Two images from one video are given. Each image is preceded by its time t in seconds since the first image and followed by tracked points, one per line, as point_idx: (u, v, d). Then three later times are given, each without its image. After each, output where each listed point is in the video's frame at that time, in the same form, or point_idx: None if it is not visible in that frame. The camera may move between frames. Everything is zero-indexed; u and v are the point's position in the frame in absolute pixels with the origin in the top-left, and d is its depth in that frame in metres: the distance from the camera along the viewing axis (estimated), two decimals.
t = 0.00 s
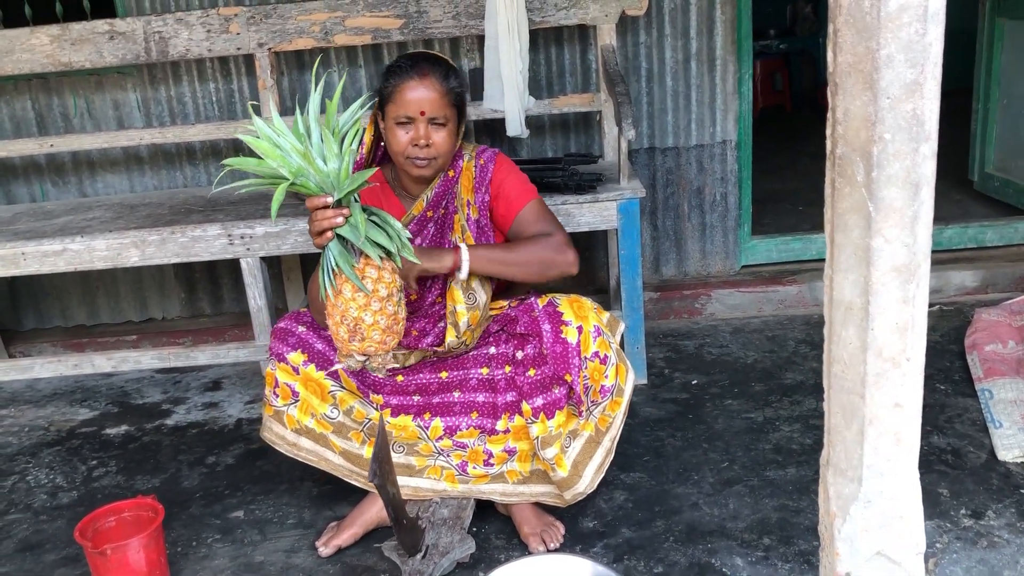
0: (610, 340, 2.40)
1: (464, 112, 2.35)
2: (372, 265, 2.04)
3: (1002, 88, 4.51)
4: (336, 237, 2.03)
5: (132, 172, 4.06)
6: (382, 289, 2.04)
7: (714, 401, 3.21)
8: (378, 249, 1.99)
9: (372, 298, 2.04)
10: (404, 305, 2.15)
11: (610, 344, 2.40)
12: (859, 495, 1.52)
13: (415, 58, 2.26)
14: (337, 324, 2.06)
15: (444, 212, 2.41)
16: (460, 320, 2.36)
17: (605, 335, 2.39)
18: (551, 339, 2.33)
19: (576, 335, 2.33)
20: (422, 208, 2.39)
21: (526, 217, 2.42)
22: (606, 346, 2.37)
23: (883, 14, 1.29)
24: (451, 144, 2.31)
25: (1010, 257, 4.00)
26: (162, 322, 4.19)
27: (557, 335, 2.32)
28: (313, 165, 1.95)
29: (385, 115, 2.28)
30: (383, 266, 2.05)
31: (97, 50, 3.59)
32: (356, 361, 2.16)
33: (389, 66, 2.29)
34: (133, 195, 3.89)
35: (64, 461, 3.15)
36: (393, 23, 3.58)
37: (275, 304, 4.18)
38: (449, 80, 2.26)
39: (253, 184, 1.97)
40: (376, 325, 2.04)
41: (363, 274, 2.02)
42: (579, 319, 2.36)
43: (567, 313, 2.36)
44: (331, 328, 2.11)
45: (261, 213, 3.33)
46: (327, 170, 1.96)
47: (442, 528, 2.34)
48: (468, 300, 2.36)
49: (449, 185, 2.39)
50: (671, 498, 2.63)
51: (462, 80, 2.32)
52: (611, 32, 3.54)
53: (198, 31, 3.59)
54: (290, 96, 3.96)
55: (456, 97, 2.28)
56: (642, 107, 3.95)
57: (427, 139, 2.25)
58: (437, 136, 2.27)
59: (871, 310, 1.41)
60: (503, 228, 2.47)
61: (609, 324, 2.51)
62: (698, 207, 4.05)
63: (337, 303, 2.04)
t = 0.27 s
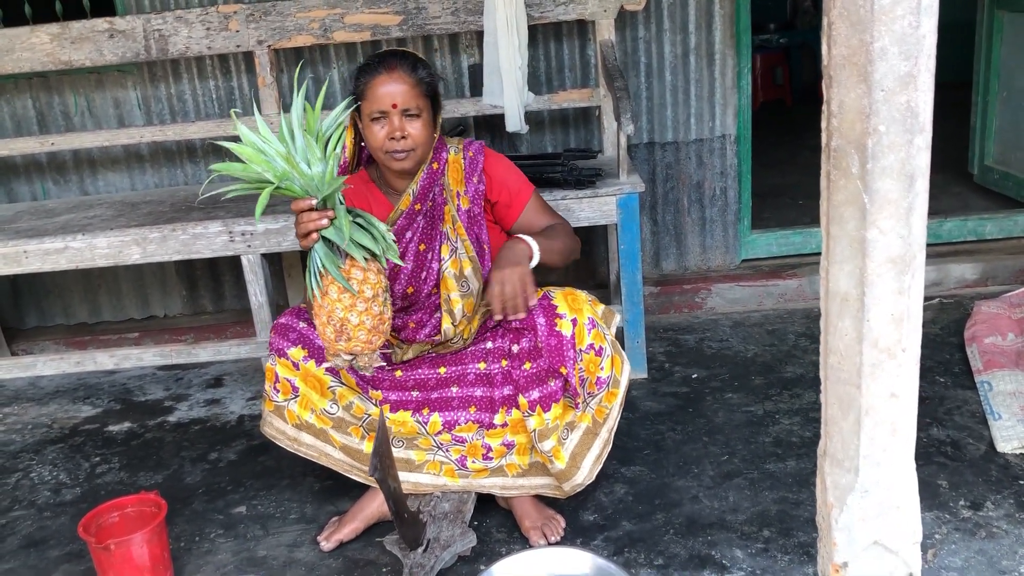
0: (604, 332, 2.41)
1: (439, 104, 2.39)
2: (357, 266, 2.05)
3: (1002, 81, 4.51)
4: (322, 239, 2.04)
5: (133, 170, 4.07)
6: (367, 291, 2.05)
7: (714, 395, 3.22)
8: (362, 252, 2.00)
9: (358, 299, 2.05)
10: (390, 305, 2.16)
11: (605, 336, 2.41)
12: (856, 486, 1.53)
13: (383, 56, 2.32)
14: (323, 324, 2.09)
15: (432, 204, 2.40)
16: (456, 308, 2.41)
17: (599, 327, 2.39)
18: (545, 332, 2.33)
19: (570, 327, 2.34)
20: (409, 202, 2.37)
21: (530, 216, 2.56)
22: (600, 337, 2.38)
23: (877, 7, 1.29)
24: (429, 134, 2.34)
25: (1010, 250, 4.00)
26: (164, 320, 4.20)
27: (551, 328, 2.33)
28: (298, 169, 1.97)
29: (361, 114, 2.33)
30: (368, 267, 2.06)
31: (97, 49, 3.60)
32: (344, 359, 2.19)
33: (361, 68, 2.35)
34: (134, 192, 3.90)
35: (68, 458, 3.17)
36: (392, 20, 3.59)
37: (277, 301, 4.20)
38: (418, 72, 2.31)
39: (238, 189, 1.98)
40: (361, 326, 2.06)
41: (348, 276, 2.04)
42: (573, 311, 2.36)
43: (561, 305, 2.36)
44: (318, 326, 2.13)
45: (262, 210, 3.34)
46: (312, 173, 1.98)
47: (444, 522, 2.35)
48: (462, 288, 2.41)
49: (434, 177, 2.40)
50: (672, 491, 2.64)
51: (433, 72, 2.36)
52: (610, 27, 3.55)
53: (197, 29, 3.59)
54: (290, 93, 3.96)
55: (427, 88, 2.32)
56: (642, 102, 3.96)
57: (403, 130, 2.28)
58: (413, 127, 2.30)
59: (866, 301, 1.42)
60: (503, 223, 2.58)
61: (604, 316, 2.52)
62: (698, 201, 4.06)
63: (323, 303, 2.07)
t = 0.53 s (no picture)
0: (598, 328, 2.38)
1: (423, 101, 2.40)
2: (357, 270, 2.06)
3: (1003, 79, 4.51)
4: (322, 241, 2.05)
5: (134, 169, 4.08)
6: (366, 294, 2.06)
7: (715, 393, 3.22)
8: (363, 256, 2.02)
9: (357, 301, 2.06)
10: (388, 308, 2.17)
11: (599, 331, 2.39)
12: (854, 483, 1.53)
13: (366, 58, 2.34)
14: (322, 326, 2.09)
15: (426, 200, 2.42)
16: (455, 299, 2.45)
17: (594, 322, 2.37)
18: (539, 329, 2.33)
19: (564, 323, 2.33)
20: (403, 199, 2.37)
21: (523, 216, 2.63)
22: (594, 333, 2.35)
23: (874, 7, 1.30)
24: (416, 132, 2.34)
25: (1011, 248, 4.00)
26: (165, 318, 4.21)
27: (545, 325, 2.32)
28: (301, 173, 1.97)
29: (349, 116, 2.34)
30: (368, 271, 2.07)
31: (99, 48, 3.61)
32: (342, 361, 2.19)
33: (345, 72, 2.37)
34: (136, 191, 3.91)
35: (70, 456, 3.18)
36: (393, 18, 3.59)
37: (279, 299, 4.21)
38: (401, 69, 2.32)
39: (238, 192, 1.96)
40: (360, 328, 2.07)
41: (348, 278, 2.05)
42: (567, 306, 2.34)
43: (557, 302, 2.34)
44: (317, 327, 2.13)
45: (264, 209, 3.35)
46: (313, 177, 2.00)
47: (444, 519, 2.36)
48: (461, 280, 2.47)
49: (427, 173, 2.41)
50: (672, 489, 2.65)
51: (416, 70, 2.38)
52: (611, 26, 3.55)
53: (199, 28, 3.60)
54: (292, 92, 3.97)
55: (411, 85, 2.33)
56: (642, 101, 3.96)
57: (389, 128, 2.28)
58: (400, 125, 2.30)
59: (864, 299, 1.42)
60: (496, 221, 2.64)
61: (600, 312, 2.48)
62: (699, 200, 4.06)
63: (322, 305, 2.07)
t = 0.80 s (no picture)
0: (603, 324, 2.43)
1: (421, 102, 2.43)
2: (366, 264, 2.08)
3: (1004, 79, 4.50)
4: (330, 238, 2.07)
5: (136, 169, 4.09)
6: (376, 286, 2.08)
7: (716, 392, 3.22)
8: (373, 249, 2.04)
9: (368, 294, 2.07)
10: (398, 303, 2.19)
11: (603, 327, 2.43)
12: (855, 483, 1.53)
13: (365, 59, 2.35)
14: (334, 321, 2.09)
15: (423, 195, 2.44)
16: (459, 289, 2.44)
17: (598, 317, 2.41)
18: (544, 322, 2.35)
19: (568, 318, 2.35)
20: (401, 196, 2.39)
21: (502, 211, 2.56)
22: (599, 328, 2.39)
23: (874, 7, 1.30)
24: (416, 134, 2.38)
25: (1012, 248, 4.00)
26: (167, 317, 4.22)
27: (549, 318, 2.35)
28: (305, 170, 1.98)
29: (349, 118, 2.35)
30: (378, 264, 2.09)
31: (100, 48, 3.61)
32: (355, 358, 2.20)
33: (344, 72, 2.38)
34: (137, 191, 3.91)
35: (72, 455, 3.18)
36: (394, 19, 3.59)
37: (280, 298, 4.21)
38: (401, 73, 2.35)
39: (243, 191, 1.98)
40: (372, 321, 2.08)
41: (358, 272, 2.06)
42: (572, 302, 2.37)
43: (560, 296, 2.37)
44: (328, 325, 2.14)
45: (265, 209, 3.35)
46: (319, 173, 2.00)
47: (445, 519, 2.36)
48: (462, 269, 2.45)
49: (424, 169, 2.43)
50: (673, 489, 2.65)
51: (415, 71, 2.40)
52: (612, 25, 3.54)
53: (200, 28, 3.60)
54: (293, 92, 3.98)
55: (410, 87, 2.36)
56: (643, 100, 3.96)
57: (390, 131, 2.31)
58: (400, 128, 2.33)
59: (865, 300, 1.42)
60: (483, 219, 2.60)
61: (603, 307, 2.54)
62: (700, 199, 4.06)
63: (333, 301, 2.08)
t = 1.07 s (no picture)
0: (608, 335, 2.45)
1: (429, 102, 2.37)
2: (376, 262, 2.07)
3: (1005, 78, 4.50)
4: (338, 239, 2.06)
5: (137, 170, 4.09)
6: (388, 285, 2.07)
7: (717, 392, 3.22)
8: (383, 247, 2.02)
9: (381, 293, 2.05)
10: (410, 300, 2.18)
11: (608, 338, 2.45)
12: (855, 484, 1.53)
13: (371, 59, 2.30)
14: (349, 323, 2.08)
15: (424, 202, 2.43)
16: (454, 304, 2.44)
17: (603, 329, 2.43)
18: (549, 333, 2.37)
19: (574, 329, 2.37)
20: (403, 200, 2.39)
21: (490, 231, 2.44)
22: (603, 340, 2.41)
23: (872, 8, 1.30)
24: (421, 136, 2.33)
25: (1014, 247, 3.99)
26: (168, 318, 4.22)
27: (555, 330, 2.36)
28: (307, 174, 1.96)
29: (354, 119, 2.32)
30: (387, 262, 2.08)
31: (100, 49, 3.61)
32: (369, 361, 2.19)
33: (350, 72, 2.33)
34: (139, 192, 3.92)
35: (74, 456, 3.19)
36: (394, 19, 3.59)
37: (281, 299, 4.22)
38: (406, 73, 2.29)
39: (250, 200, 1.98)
40: (387, 319, 2.06)
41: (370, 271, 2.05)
42: (578, 313, 2.40)
43: (567, 307, 2.39)
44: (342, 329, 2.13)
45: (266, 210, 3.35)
46: (321, 177, 1.98)
47: (446, 520, 2.35)
48: (457, 282, 2.45)
49: (427, 175, 2.41)
50: (674, 489, 2.65)
51: (421, 71, 2.34)
52: (612, 25, 3.54)
53: (201, 29, 3.61)
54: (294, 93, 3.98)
55: (417, 89, 2.30)
56: (644, 100, 3.95)
57: (393, 136, 2.27)
58: (404, 131, 2.29)
59: (864, 301, 1.42)
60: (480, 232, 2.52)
61: (609, 318, 2.55)
62: (701, 199, 4.06)
63: (347, 302, 2.06)
